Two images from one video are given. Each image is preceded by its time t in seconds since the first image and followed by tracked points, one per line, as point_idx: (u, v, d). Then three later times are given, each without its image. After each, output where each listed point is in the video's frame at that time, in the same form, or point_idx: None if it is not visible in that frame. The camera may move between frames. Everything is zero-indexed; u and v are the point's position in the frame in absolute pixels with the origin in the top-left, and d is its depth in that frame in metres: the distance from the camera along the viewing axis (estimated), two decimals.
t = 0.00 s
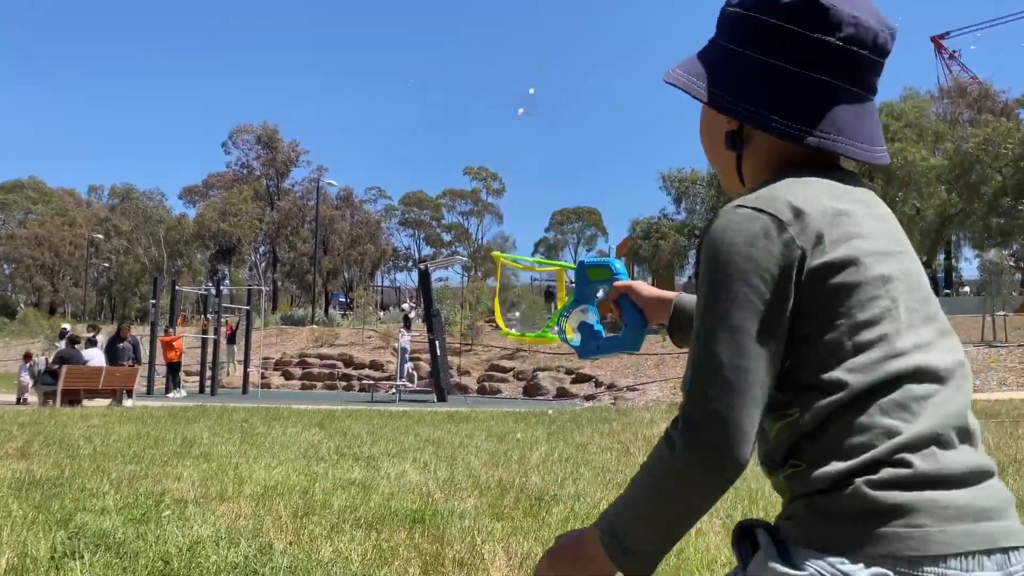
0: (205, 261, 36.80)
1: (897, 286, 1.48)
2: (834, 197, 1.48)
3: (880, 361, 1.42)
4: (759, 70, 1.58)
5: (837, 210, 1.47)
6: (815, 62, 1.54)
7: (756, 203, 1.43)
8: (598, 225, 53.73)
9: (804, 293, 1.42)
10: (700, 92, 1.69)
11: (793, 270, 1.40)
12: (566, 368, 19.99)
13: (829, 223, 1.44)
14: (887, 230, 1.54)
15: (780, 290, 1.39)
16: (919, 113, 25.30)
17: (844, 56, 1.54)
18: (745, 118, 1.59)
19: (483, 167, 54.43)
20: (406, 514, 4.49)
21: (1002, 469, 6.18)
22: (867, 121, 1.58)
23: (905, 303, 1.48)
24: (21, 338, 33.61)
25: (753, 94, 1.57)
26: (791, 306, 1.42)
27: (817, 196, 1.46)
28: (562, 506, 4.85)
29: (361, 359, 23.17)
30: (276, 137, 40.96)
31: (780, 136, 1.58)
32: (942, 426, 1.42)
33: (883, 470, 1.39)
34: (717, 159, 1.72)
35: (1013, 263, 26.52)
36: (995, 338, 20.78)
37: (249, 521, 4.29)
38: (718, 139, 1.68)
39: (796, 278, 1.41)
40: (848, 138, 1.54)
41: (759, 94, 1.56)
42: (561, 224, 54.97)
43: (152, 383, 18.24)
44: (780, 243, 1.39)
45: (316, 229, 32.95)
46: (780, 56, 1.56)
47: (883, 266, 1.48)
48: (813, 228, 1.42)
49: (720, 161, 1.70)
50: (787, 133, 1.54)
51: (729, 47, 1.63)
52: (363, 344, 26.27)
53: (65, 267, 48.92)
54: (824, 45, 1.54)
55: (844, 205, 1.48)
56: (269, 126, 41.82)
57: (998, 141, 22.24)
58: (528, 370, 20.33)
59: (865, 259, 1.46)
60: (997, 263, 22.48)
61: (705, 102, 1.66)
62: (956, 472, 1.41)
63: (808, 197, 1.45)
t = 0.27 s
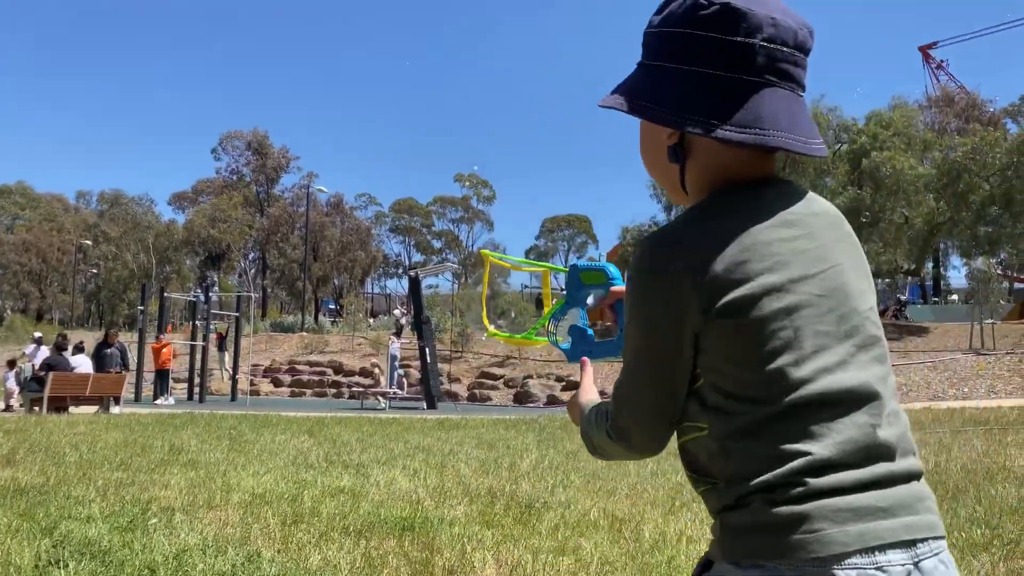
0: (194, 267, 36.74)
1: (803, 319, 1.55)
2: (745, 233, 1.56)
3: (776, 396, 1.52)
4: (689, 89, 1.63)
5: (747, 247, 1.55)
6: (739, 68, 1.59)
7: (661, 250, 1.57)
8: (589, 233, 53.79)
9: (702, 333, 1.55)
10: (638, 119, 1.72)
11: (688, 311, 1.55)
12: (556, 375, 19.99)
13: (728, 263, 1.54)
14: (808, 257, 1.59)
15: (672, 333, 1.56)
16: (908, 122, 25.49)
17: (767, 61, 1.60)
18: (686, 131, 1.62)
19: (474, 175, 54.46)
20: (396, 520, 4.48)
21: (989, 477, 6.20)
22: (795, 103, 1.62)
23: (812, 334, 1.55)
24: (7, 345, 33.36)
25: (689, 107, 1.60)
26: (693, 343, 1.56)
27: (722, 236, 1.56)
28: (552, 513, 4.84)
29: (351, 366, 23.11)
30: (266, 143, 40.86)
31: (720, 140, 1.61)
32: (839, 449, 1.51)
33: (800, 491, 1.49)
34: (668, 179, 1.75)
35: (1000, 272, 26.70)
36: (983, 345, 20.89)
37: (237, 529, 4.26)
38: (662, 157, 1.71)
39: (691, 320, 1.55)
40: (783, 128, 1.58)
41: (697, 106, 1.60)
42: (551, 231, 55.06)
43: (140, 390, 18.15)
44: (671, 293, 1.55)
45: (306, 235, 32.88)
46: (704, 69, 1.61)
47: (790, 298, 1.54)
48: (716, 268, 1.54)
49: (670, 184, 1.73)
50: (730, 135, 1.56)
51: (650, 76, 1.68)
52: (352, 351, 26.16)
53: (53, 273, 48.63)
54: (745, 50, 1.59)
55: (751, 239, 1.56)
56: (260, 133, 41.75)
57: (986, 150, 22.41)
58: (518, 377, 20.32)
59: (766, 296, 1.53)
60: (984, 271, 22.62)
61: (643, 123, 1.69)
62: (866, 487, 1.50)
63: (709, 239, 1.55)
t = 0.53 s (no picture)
0: (184, 270, 36.59)
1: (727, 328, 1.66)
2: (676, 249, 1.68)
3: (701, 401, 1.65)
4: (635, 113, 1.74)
5: (673, 265, 1.67)
6: (684, 91, 1.70)
7: (599, 265, 1.71)
8: (581, 237, 53.82)
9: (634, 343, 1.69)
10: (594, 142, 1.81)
11: (620, 323, 1.68)
12: (547, 379, 19.97)
13: (656, 279, 1.66)
14: (734, 271, 1.70)
15: (607, 342, 1.70)
16: (898, 129, 25.65)
17: (708, 85, 1.71)
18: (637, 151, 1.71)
19: (466, 179, 54.43)
20: (387, 525, 4.47)
21: (979, 482, 6.22)
22: (734, 122, 1.73)
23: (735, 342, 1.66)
24: None
25: (641, 127, 1.69)
26: (629, 350, 1.70)
27: (652, 253, 1.68)
28: (543, 518, 4.83)
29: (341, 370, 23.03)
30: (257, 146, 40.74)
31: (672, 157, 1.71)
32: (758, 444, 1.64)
33: (719, 488, 1.60)
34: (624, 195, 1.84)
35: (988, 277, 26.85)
36: (973, 350, 20.97)
37: (228, 533, 4.24)
38: (615, 174, 1.80)
39: (622, 330, 1.68)
40: (726, 145, 1.68)
41: (648, 126, 1.69)
42: (543, 236, 55.10)
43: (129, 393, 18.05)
44: (604, 306, 1.69)
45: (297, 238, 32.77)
46: (652, 93, 1.71)
47: (713, 311, 1.66)
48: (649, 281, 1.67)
49: (623, 199, 1.82)
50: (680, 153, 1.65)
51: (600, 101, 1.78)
52: (343, 355, 26.07)
53: (41, 275, 48.29)
54: (689, 74, 1.69)
55: (680, 257, 1.67)
56: (251, 136, 41.67)
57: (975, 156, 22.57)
58: (510, 381, 20.29)
59: (690, 309, 1.65)
60: (974, 277, 22.74)
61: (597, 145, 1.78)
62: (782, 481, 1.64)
63: (639, 255, 1.68)
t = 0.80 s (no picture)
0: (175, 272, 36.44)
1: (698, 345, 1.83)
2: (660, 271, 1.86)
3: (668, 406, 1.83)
4: (640, 150, 1.93)
5: (660, 284, 1.85)
6: (683, 132, 1.89)
7: (597, 283, 1.92)
8: (572, 240, 53.86)
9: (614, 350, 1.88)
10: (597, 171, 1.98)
11: (609, 333, 1.88)
12: (538, 383, 19.96)
13: (642, 296, 1.85)
14: (713, 296, 1.87)
15: (592, 344, 1.91)
16: (888, 134, 25.75)
17: (703, 131, 1.92)
18: (640, 179, 1.88)
19: (457, 182, 54.42)
20: (377, 529, 4.46)
21: (966, 486, 6.25)
22: (724, 162, 1.93)
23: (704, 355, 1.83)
24: None
25: (646, 159, 1.87)
26: (620, 357, 1.89)
27: (641, 277, 1.86)
28: (533, 521, 4.83)
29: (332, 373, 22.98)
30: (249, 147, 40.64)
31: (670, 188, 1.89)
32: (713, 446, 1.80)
33: (687, 483, 1.77)
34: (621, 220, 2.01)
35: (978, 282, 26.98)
36: (962, 355, 21.05)
37: (216, 537, 4.23)
38: (617, 202, 1.97)
39: (612, 337, 1.88)
40: (716, 178, 1.87)
41: (651, 157, 1.87)
42: (535, 239, 55.13)
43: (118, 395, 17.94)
44: (596, 316, 1.89)
45: (288, 240, 32.66)
46: (654, 129, 1.89)
47: (692, 328, 1.83)
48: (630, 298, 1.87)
49: (621, 222, 2.00)
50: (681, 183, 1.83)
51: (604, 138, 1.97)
52: (334, 357, 25.99)
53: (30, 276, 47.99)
54: (686, 118, 1.89)
55: (665, 280, 1.85)
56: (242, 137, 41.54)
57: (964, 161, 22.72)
58: (501, 384, 20.29)
59: (672, 325, 1.83)
60: (963, 281, 22.77)
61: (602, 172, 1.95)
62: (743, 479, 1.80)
63: (627, 275, 1.88)
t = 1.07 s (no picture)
0: (166, 274, 36.29)
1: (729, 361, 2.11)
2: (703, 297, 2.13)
3: (702, 411, 2.10)
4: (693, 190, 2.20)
5: (704, 307, 2.11)
6: (738, 182, 2.17)
7: (645, 302, 2.16)
8: (565, 245, 53.89)
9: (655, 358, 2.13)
10: (653, 208, 2.22)
11: (655, 343, 2.12)
12: (530, 386, 19.97)
13: (684, 317, 2.10)
14: (744, 323, 2.15)
15: (635, 352, 2.15)
16: (878, 140, 25.85)
17: (750, 179, 2.20)
18: (698, 217, 2.15)
19: (450, 185, 54.41)
20: (366, 533, 4.44)
21: (954, 491, 6.28)
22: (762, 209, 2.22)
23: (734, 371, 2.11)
24: None
25: (705, 199, 2.14)
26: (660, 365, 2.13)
27: (685, 302, 2.12)
28: (523, 526, 4.83)
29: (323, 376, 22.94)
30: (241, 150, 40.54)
31: (723, 229, 2.16)
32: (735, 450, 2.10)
33: (712, 481, 2.07)
34: (668, 254, 2.26)
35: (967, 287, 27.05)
36: (951, 361, 21.13)
37: (203, 541, 4.21)
38: (671, 237, 2.22)
39: (658, 348, 2.12)
40: (761, 224, 2.16)
41: (712, 201, 2.14)
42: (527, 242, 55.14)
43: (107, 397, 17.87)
44: (641, 330, 2.13)
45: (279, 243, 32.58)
46: (714, 176, 2.16)
47: (726, 350, 2.11)
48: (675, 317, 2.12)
49: (669, 255, 2.25)
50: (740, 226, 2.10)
51: (662, 181, 2.21)
52: (325, 360, 25.95)
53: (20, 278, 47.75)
54: (738, 169, 2.18)
55: (709, 306, 2.11)
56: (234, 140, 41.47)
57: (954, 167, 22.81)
58: (492, 388, 20.28)
59: (711, 346, 2.09)
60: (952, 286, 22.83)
61: (661, 209, 2.19)
62: (746, 480, 2.08)
63: (672, 298, 2.13)
